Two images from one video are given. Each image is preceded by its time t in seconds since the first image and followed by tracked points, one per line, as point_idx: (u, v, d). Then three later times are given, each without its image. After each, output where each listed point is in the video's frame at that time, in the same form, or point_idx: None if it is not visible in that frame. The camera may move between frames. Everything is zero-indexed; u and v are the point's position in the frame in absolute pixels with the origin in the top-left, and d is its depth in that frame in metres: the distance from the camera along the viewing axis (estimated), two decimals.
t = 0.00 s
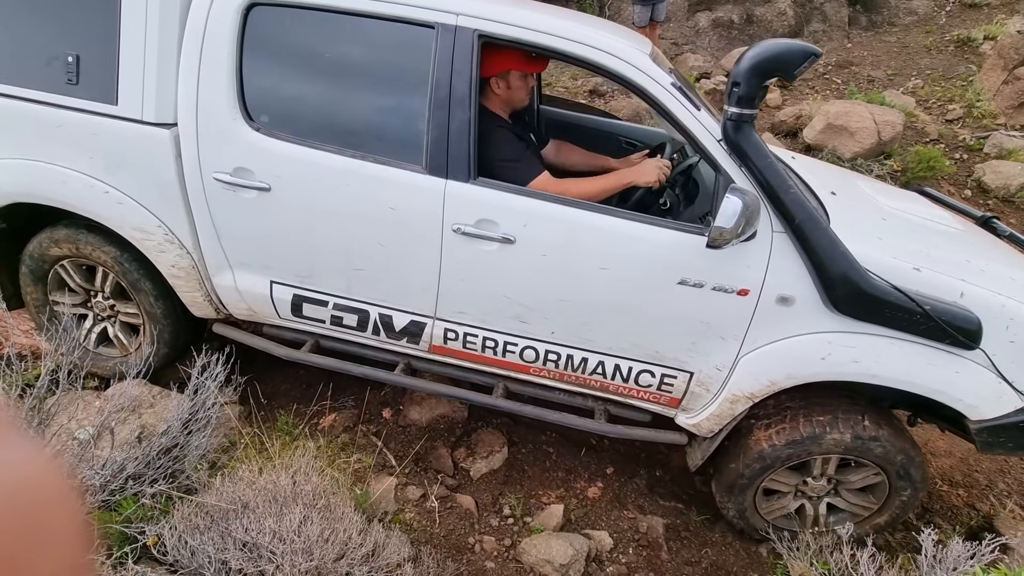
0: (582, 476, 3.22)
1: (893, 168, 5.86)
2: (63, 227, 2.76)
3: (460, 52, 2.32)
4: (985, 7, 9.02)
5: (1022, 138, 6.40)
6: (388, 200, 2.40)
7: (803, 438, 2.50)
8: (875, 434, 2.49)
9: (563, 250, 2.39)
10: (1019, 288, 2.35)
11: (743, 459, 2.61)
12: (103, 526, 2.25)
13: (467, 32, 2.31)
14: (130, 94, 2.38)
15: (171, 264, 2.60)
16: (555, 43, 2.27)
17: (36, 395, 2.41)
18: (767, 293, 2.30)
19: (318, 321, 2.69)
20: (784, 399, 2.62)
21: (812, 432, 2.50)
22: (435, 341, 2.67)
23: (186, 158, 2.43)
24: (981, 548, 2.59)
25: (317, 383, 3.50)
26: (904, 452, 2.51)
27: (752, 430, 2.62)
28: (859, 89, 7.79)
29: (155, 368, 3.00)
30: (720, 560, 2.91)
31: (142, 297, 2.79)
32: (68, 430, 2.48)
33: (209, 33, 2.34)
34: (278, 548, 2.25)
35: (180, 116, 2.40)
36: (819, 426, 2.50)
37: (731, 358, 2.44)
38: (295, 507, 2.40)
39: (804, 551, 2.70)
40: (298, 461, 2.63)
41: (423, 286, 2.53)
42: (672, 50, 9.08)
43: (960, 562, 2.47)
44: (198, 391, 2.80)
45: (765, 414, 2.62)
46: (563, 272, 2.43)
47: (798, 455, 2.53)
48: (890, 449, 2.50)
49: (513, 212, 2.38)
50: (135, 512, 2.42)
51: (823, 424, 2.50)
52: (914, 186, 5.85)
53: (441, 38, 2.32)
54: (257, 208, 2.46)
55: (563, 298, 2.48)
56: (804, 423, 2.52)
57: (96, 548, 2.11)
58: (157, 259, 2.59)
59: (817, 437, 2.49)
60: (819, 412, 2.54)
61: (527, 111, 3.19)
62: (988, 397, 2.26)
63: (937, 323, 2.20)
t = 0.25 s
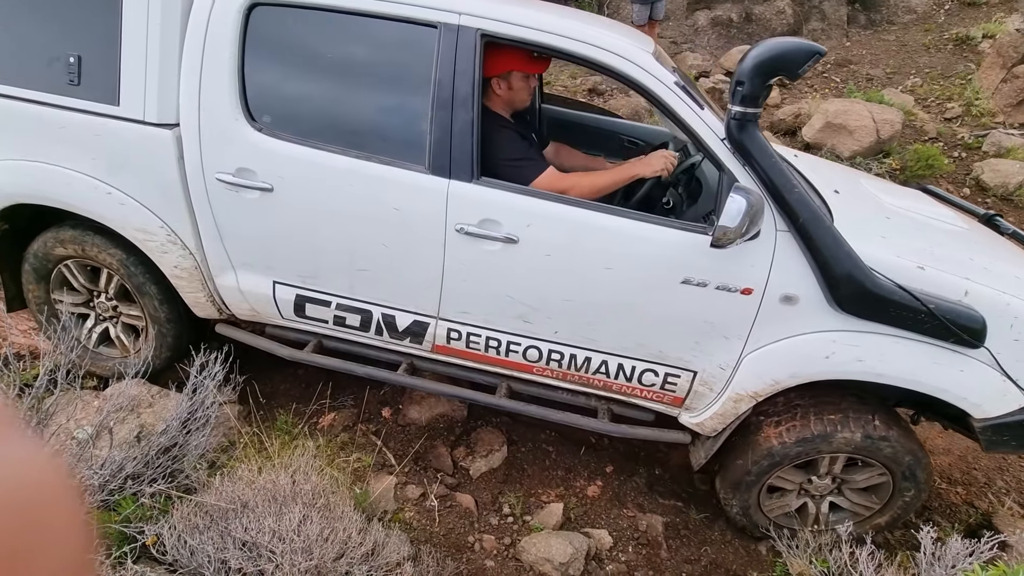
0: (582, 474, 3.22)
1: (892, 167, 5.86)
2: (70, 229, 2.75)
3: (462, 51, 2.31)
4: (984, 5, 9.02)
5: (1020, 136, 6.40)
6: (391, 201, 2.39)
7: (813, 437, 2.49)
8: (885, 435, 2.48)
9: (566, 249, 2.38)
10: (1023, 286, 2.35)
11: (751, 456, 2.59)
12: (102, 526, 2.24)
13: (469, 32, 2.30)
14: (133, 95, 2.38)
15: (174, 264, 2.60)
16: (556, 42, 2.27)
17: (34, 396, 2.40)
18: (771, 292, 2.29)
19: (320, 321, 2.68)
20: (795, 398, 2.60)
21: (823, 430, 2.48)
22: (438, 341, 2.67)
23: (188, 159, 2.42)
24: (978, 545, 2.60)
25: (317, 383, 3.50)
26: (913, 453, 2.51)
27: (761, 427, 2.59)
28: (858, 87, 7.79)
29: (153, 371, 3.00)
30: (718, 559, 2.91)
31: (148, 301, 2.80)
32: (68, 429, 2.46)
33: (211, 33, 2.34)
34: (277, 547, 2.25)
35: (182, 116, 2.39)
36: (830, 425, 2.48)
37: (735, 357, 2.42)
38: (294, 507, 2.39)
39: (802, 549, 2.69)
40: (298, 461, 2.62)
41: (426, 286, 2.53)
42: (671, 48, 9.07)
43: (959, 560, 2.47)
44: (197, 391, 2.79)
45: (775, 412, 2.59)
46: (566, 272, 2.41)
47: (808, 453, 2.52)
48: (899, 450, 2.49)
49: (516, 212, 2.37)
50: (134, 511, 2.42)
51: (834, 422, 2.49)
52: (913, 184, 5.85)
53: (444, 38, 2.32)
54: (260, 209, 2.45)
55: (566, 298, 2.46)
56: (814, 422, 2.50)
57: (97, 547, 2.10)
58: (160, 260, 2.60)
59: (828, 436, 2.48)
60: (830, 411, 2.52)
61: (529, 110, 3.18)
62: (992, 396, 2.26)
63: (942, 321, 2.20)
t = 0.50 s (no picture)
0: (582, 473, 3.22)
1: (892, 165, 5.86)
2: (81, 229, 2.73)
3: (468, 50, 2.30)
4: (984, 3, 9.02)
5: (1019, 134, 6.40)
6: (397, 200, 2.38)
7: (829, 435, 2.44)
8: (898, 435, 2.46)
9: (572, 248, 2.37)
10: None
11: (764, 453, 2.54)
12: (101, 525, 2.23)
13: (475, 30, 2.29)
14: (138, 95, 2.37)
15: (179, 264, 2.59)
16: (563, 40, 2.24)
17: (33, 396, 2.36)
18: (779, 291, 2.27)
19: (326, 320, 2.67)
20: (807, 394, 2.55)
21: (839, 429, 2.44)
22: (444, 340, 2.66)
23: (194, 158, 2.41)
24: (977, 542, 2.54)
25: (316, 382, 3.48)
26: (924, 455, 2.49)
27: (774, 423, 2.54)
28: (858, 85, 7.79)
29: (153, 372, 3.00)
30: (718, 557, 2.91)
31: (155, 306, 2.80)
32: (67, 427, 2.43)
33: (216, 32, 2.32)
34: (276, 546, 2.24)
35: (187, 116, 2.38)
36: (845, 423, 2.44)
37: (742, 356, 2.41)
38: (294, 506, 2.38)
39: (802, 547, 2.66)
40: (298, 460, 2.60)
41: (432, 285, 2.52)
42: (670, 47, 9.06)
43: (958, 558, 2.42)
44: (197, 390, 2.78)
45: (788, 409, 2.55)
46: (573, 271, 2.40)
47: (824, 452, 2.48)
48: (911, 450, 2.47)
49: (523, 211, 2.36)
50: (134, 511, 2.40)
51: (849, 421, 2.45)
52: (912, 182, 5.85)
53: (450, 37, 2.30)
54: (265, 208, 2.44)
55: (573, 297, 2.45)
56: (829, 419, 2.46)
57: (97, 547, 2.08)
58: (165, 260, 2.58)
59: (844, 435, 2.44)
60: (845, 410, 2.48)
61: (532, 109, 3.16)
62: (1001, 395, 2.25)
63: (951, 320, 2.19)
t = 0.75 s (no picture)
0: (581, 472, 3.21)
1: (890, 163, 5.86)
2: (99, 231, 2.70)
3: (478, 50, 2.28)
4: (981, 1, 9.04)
5: (1017, 132, 6.39)
6: (406, 201, 2.37)
7: (850, 434, 2.35)
8: (919, 439, 2.37)
9: (583, 248, 2.35)
10: None
11: (783, 449, 2.43)
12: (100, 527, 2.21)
13: (485, 31, 2.27)
14: (147, 97, 2.36)
15: (188, 265, 2.58)
16: (574, 40, 2.22)
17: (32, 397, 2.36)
18: (791, 291, 2.26)
19: (334, 321, 2.66)
20: (830, 393, 2.45)
21: (860, 427, 2.35)
22: (453, 341, 2.65)
23: (203, 159, 2.40)
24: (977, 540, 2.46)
25: (316, 383, 3.47)
26: (940, 459, 2.41)
27: (794, 419, 2.44)
28: (856, 84, 7.79)
29: (152, 376, 2.99)
30: (718, 555, 2.91)
31: (166, 315, 2.80)
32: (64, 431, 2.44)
33: (225, 34, 2.31)
34: (276, 547, 2.22)
35: (196, 117, 2.37)
36: (868, 423, 2.35)
37: (753, 356, 2.39)
38: (293, 506, 2.36)
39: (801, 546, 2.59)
40: (297, 460, 2.57)
41: (441, 285, 2.51)
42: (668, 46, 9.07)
43: (958, 555, 2.34)
44: (195, 391, 2.77)
45: (809, 406, 2.44)
46: (584, 272, 2.39)
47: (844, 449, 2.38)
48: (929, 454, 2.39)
49: (533, 211, 2.34)
50: (134, 512, 2.38)
51: (871, 421, 2.36)
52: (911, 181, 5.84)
53: (460, 37, 2.29)
54: (274, 209, 2.43)
55: (584, 297, 2.43)
56: (851, 418, 2.36)
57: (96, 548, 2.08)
58: (173, 261, 2.57)
59: (864, 434, 2.35)
60: (868, 410, 2.39)
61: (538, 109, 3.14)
62: (1014, 394, 2.25)
63: (964, 320, 2.19)
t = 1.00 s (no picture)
0: (580, 472, 3.19)
1: (889, 163, 5.86)
2: (121, 234, 2.67)
3: (494, 51, 2.27)
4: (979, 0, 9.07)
5: (1015, 131, 6.39)
6: (419, 201, 2.35)
7: (871, 436, 2.34)
8: (938, 442, 2.37)
9: (597, 249, 2.32)
10: None
11: (801, 449, 2.41)
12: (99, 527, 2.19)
13: (501, 31, 2.26)
14: (159, 98, 2.35)
15: (199, 266, 2.57)
16: (590, 41, 2.20)
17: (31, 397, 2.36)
18: (807, 292, 2.24)
19: (345, 321, 2.64)
20: (849, 394, 2.43)
21: (880, 430, 2.34)
22: (464, 343, 2.63)
23: (215, 160, 2.39)
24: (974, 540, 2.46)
25: (315, 382, 3.46)
26: (957, 464, 2.41)
27: (814, 419, 2.42)
28: (855, 83, 7.79)
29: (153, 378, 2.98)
30: (718, 554, 2.89)
31: (178, 324, 2.80)
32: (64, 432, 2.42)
33: (239, 35, 2.30)
34: (276, 546, 2.20)
35: (209, 117, 2.36)
36: (888, 425, 2.34)
37: (768, 358, 2.37)
38: (292, 506, 2.34)
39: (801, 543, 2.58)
40: (297, 460, 2.54)
41: (453, 285, 2.48)
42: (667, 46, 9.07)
43: (954, 553, 2.33)
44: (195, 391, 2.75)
45: (829, 404, 2.43)
46: (598, 273, 2.35)
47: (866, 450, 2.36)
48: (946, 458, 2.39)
49: (547, 211, 2.32)
50: (133, 512, 2.36)
51: (892, 422, 2.35)
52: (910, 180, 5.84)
53: (475, 37, 2.27)
54: (287, 210, 2.42)
55: (598, 299, 2.40)
56: (872, 419, 2.35)
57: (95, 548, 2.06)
58: (185, 262, 2.56)
59: (885, 437, 2.34)
60: (888, 412, 2.38)
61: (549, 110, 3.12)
62: None
63: (982, 322, 2.17)
